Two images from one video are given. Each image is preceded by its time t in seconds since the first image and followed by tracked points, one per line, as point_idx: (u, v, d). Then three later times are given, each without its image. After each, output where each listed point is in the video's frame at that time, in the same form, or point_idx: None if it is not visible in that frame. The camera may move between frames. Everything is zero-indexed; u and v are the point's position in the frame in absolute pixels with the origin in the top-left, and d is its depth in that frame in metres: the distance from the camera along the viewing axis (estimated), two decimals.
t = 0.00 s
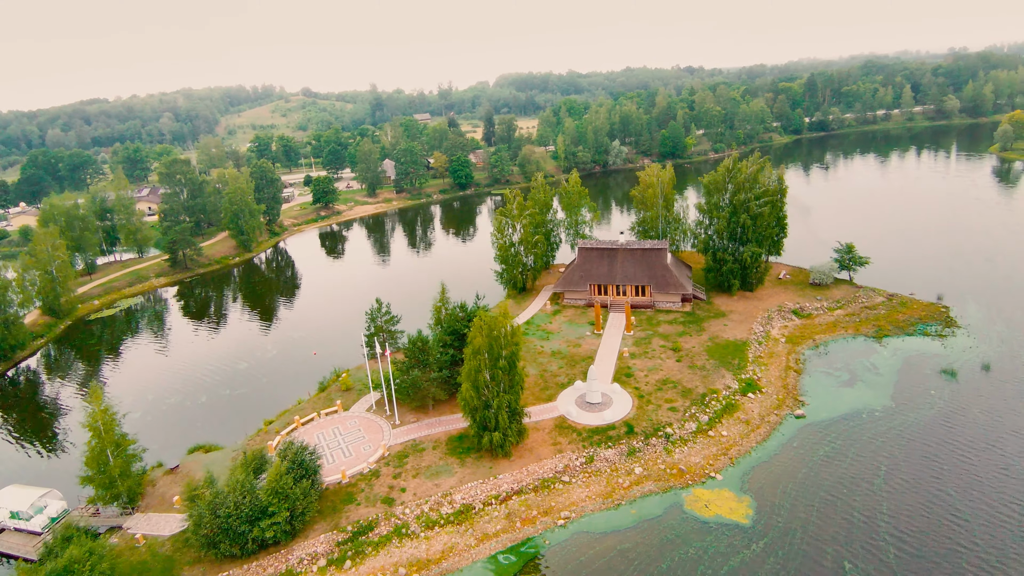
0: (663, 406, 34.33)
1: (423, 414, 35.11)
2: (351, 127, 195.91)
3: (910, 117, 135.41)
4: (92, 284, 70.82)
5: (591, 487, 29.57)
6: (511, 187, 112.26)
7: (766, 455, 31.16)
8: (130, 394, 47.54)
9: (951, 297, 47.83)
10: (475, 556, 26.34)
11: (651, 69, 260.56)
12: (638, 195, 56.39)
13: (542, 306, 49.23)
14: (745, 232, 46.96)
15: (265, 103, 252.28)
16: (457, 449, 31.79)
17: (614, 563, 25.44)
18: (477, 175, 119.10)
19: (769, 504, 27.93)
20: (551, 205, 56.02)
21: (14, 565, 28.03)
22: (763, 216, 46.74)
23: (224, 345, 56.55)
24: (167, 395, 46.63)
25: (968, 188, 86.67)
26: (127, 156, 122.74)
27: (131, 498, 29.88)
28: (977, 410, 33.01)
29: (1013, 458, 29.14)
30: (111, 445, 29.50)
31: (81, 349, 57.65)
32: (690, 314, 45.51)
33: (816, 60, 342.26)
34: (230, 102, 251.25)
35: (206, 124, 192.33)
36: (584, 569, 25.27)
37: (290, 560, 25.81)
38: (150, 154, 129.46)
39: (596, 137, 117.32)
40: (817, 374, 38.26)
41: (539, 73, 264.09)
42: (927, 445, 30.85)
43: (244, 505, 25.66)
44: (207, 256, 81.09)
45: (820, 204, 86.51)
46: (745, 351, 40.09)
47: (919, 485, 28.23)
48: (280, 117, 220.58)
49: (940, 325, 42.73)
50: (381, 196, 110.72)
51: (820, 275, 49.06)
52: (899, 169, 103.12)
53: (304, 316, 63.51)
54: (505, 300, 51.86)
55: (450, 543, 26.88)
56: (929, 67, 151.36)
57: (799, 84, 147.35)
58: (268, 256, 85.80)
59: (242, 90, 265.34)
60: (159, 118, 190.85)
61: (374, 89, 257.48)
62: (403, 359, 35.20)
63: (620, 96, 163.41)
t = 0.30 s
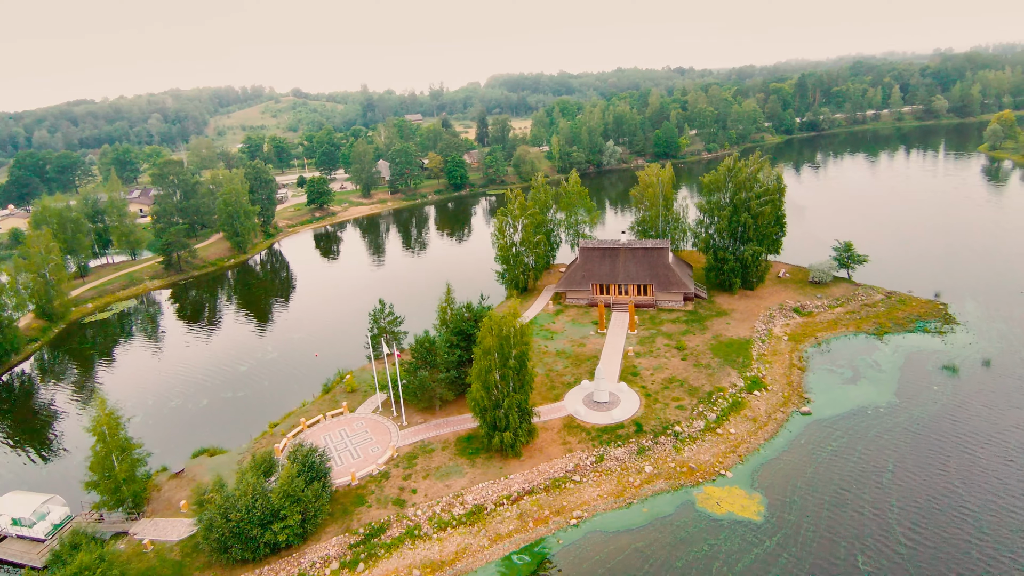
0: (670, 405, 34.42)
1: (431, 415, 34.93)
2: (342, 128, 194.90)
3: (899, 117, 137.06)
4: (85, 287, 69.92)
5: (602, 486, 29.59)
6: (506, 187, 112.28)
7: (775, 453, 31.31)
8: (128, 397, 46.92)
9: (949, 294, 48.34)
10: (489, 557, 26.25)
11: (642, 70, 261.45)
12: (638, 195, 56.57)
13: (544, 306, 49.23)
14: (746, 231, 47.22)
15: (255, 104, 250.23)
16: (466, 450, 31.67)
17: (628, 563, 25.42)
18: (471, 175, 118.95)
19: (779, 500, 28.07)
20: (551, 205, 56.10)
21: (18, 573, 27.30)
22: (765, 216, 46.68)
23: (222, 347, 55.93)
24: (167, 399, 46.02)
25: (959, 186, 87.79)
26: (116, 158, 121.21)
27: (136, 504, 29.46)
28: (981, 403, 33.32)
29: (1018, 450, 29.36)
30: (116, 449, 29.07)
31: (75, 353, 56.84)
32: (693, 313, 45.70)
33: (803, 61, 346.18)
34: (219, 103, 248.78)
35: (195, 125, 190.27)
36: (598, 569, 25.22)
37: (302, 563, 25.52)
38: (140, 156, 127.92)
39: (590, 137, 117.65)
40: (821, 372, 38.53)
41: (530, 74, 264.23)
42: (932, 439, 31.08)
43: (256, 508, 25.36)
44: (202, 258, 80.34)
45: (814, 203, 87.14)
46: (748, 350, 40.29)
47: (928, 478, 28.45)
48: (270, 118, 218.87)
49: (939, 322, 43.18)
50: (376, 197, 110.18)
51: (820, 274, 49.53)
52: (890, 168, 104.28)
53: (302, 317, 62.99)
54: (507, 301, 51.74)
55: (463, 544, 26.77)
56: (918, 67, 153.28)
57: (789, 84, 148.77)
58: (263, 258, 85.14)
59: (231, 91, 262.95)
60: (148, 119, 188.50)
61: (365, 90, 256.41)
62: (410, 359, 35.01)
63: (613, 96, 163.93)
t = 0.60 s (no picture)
0: (675, 403, 34.54)
1: (435, 416, 34.81)
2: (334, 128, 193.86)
3: (888, 117, 138.56)
4: (78, 289, 69.12)
5: (610, 485, 29.63)
6: (501, 187, 112.31)
7: (780, 450, 31.48)
8: (126, 400, 46.35)
9: (945, 292, 48.83)
10: (499, 557, 26.19)
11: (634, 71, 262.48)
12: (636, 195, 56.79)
13: (545, 306, 49.24)
14: (746, 230, 47.62)
15: (245, 104, 248.26)
16: (472, 450, 31.56)
17: (638, 562, 25.45)
18: (466, 176, 118.81)
19: (786, 497, 28.21)
20: (550, 205, 56.16)
21: None
22: (764, 215, 47.27)
23: (219, 349, 55.36)
24: (166, 402, 45.50)
25: (949, 185, 88.89)
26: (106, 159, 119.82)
27: (139, 509, 29.09)
28: (981, 398, 33.69)
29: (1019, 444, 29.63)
30: (119, 453, 28.67)
31: (69, 356, 56.10)
32: (694, 312, 45.88)
33: (792, 62, 349.49)
34: (208, 104, 246.26)
35: (184, 126, 188.25)
36: (609, 569, 25.21)
37: (310, 567, 25.30)
38: (129, 156, 126.48)
39: (584, 137, 117.91)
40: (822, 369, 38.82)
41: (522, 74, 264.41)
42: (934, 433, 31.34)
43: (264, 511, 25.15)
44: (196, 259, 79.66)
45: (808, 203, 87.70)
46: (750, 348, 40.52)
47: (932, 471, 28.69)
48: (261, 119, 217.26)
49: (936, 319, 43.64)
50: (370, 198, 109.73)
51: (818, 272, 49.99)
52: (882, 167, 105.26)
53: (299, 318, 62.61)
54: (507, 301, 51.71)
55: (472, 545, 26.67)
56: (906, 68, 155.04)
57: (780, 85, 150.01)
58: (257, 260, 84.56)
59: (220, 91, 260.51)
60: (136, 120, 186.23)
61: (357, 91, 255.43)
62: (414, 360, 34.87)
63: (606, 97, 164.43)
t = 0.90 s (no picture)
0: (679, 401, 34.69)
1: (440, 417, 34.64)
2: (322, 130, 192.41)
3: (873, 117, 140.77)
4: (67, 293, 67.94)
5: (618, 483, 29.66)
6: (493, 188, 112.33)
7: (784, 446, 31.74)
8: (121, 406, 45.53)
9: (938, 288, 49.58)
10: (510, 557, 26.12)
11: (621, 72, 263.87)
12: (633, 194, 57.01)
13: (544, 306, 49.25)
14: (743, 229, 48.02)
15: (230, 106, 245.38)
16: (479, 451, 31.43)
17: (650, 559, 25.51)
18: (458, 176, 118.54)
19: (793, 493, 28.43)
20: (548, 205, 56.18)
21: None
22: (762, 213, 47.75)
23: (214, 353, 54.59)
24: (163, 407, 44.76)
25: (935, 184, 90.41)
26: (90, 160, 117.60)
27: (141, 515, 28.54)
28: (978, 392, 34.27)
29: (1017, 437, 30.16)
30: (121, 459, 28.11)
31: (60, 361, 55.07)
32: (693, 310, 46.12)
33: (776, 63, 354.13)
34: (193, 105, 242.95)
35: (169, 127, 185.53)
36: (620, 567, 25.26)
37: (321, 571, 25.02)
38: (115, 158, 124.44)
39: (575, 138, 118.29)
40: (822, 366, 39.26)
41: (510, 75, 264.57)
42: (935, 427, 31.80)
43: (275, 515, 24.84)
44: (187, 262, 78.67)
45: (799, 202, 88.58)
46: (750, 345, 40.84)
47: (934, 465, 29.08)
48: (246, 120, 214.90)
49: (931, 316, 44.30)
50: (362, 199, 109.10)
51: (814, 270, 50.62)
52: (869, 166, 106.75)
53: (294, 320, 62.05)
54: (506, 301, 51.68)
55: (483, 546, 26.55)
56: (890, 69, 157.61)
57: (767, 86, 151.76)
58: (249, 262, 83.68)
59: (205, 93, 257.21)
60: (119, 121, 183.11)
61: (344, 91, 253.89)
62: (418, 360, 34.63)
63: (595, 98, 165.04)
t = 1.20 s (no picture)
0: (682, 399, 34.90)
1: (443, 418, 34.46)
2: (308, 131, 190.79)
3: (856, 117, 143.01)
4: (53, 298, 66.68)
5: (625, 481, 29.75)
6: (484, 189, 112.24)
7: (787, 441, 32.06)
8: (115, 411, 44.68)
9: (928, 284, 50.46)
10: (521, 557, 26.05)
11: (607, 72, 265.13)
12: (628, 193, 57.28)
13: (542, 305, 49.30)
14: (739, 227, 48.43)
15: (213, 107, 242.10)
16: (484, 451, 31.34)
17: (660, 556, 25.63)
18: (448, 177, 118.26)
19: (798, 488, 28.71)
20: (543, 205, 56.21)
21: None
22: (757, 212, 48.23)
23: (207, 356, 53.82)
24: (157, 412, 44.01)
25: (920, 182, 92.03)
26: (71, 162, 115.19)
27: (142, 522, 28.01)
28: (974, 385, 34.86)
29: (1014, 428, 30.75)
30: (121, 466, 27.54)
31: (47, 367, 53.93)
32: (690, 308, 46.44)
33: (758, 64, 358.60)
34: (175, 106, 239.34)
35: (151, 128, 182.50)
36: (631, 564, 25.35)
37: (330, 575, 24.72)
38: (97, 160, 122.14)
39: (565, 138, 118.65)
40: (819, 362, 39.75)
41: (496, 76, 264.36)
42: (933, 420, 32.33)
43: (283, 520, 24.52)
44: (175, 265, 77.51)
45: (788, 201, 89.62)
46: (749, 343, 41.21)
47: (935, 457, 29.55)
48: (230, 122, 212.22)
49: (923, 311, 45.04)
50: (351, 200, 108.34)
51: (807, 267, 51.24)
52: (854, 166, 108.38)
53: (287, 323, 61.43)
54: (503, 300, 51.67)
55: (493, 546, 26.47)
56: (872, 70, 160.19)
57: (753, 86, 153.41)
58: (239, 264, 82.66)
59: (187, 93, 253.48)
60: (100, 122, 179.73)
61: (330, 92, 251.96)
62: (421, 361, 34.44)
63: (583, 99, 165.67)
